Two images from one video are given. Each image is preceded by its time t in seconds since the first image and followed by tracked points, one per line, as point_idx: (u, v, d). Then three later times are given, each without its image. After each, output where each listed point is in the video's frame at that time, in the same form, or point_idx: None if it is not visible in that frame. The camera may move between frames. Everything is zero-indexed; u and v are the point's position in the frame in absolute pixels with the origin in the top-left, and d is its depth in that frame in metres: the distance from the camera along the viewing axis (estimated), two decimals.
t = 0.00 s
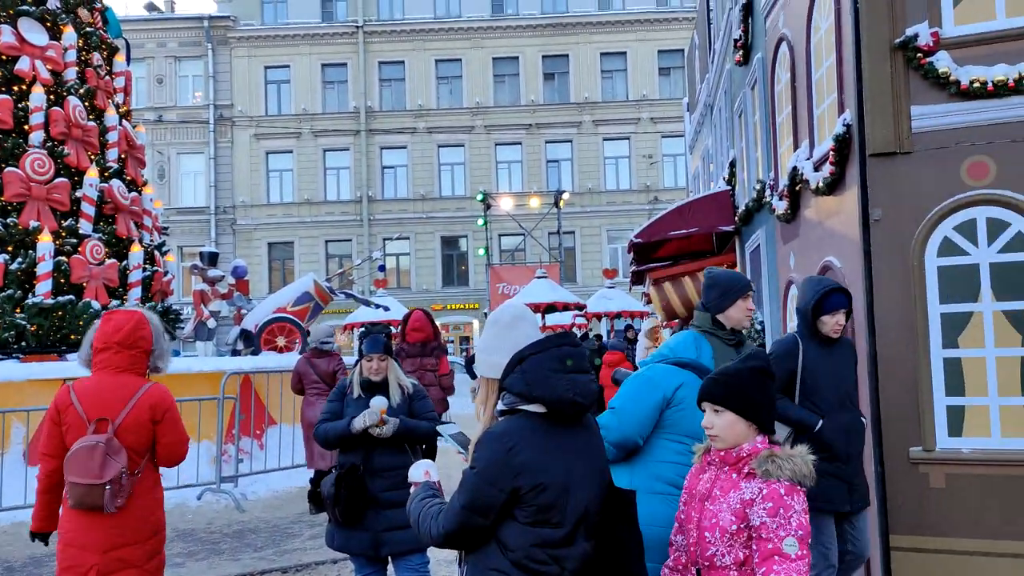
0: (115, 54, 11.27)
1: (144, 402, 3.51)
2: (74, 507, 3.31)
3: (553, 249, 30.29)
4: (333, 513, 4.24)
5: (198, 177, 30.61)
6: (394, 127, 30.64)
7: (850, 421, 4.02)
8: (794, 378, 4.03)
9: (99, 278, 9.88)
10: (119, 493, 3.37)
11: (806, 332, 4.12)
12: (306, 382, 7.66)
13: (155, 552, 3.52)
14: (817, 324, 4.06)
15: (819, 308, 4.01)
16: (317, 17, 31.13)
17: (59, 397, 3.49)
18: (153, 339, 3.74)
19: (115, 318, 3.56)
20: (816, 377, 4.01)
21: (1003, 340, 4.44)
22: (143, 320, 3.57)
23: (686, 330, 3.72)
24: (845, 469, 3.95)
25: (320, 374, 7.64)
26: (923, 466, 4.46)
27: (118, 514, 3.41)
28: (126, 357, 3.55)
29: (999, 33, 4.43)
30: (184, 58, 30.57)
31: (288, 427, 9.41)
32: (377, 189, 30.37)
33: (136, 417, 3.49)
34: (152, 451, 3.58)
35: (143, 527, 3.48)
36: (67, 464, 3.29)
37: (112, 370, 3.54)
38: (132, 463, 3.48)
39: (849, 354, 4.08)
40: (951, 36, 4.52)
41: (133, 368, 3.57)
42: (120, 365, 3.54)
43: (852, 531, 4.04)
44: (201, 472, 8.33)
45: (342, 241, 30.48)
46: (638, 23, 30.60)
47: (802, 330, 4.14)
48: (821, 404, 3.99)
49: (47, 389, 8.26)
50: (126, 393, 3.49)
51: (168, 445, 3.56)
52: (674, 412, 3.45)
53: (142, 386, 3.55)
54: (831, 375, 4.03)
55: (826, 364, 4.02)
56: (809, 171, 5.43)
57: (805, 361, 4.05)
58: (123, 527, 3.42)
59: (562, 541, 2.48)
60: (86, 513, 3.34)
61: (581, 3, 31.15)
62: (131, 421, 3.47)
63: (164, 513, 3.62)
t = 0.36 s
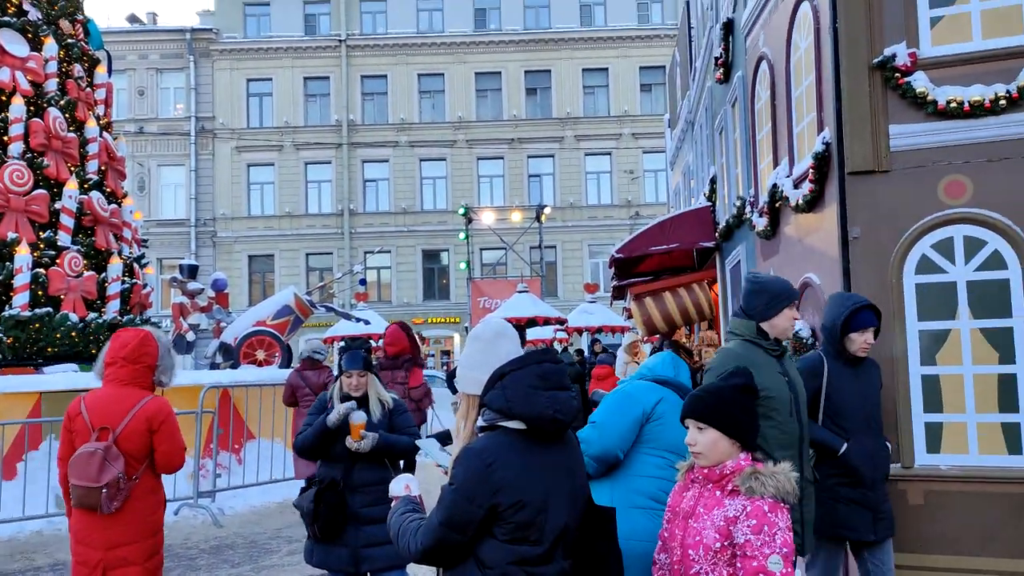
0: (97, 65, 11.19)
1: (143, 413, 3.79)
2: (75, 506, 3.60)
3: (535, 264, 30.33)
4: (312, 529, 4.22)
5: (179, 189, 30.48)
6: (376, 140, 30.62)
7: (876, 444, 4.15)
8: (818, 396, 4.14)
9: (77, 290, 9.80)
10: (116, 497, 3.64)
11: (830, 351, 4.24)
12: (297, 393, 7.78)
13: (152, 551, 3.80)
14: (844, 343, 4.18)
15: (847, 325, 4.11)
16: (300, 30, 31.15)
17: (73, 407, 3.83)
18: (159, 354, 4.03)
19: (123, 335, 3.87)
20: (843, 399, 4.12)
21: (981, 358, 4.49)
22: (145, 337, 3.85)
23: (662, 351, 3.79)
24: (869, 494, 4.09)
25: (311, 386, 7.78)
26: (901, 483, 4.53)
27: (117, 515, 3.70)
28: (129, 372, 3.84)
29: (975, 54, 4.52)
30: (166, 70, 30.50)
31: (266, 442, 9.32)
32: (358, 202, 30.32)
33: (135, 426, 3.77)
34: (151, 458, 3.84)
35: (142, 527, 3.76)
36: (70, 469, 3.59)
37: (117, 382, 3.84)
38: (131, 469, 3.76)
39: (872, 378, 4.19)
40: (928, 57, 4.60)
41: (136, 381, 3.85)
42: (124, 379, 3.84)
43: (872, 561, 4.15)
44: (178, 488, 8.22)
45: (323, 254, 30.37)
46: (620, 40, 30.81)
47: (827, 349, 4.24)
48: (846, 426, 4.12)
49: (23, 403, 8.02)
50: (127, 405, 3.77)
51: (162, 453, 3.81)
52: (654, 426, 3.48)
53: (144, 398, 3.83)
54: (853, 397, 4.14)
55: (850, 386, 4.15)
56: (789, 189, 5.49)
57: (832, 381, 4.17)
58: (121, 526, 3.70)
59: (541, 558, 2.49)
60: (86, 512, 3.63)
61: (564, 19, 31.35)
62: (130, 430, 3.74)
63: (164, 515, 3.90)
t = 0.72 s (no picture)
0: (87, 79, 11.18)
1: (149, 425, 4.05)
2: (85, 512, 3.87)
3: (524, 279, 30.37)
4: (300, 546, 4.20)
5: (167, 203, 30.43)
6: (366, 155, 30.66)
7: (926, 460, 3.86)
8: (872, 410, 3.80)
9: (65, 304, 9.77)
10: (124, 502, 3.90)
11: (880, 364, 3.92)
12: (297, 406, 7.69)
13: (159, 555, 4.04)
14: (896, 354, 3.86)
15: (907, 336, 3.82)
16: (290, 45, 31.22)
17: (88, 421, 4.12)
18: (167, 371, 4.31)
19: (131, 354, 4.15)
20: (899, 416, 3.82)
21: (967, 376, 4.53)
22: (151, 354, 4.12)
23: (650, 369, 3.83)
24: (922, 513, 3.82)
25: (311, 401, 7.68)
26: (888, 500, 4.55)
27: (126, 520, 3.96)
28: (136, 387, 4.11)
29: (961, 75, 4.58)
30: (156, 84, 30.50)
31: (254, 457, 9.25)
32: (348, 217, 30.31)
33: (142, 438, 4.03)
34: (159, 467, 4.10)
35: (150, 532, 4.01)
36: (84, 476, 3.85)
37: (126, 397, 4.11)
38: (140, 477, 4.02)
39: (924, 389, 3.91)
40: (915, 77, 4.66)
41: (145, 396, 4.12)
42: (133, 394, 4.11)
43: None
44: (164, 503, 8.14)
45: (312, 268, 30.32)
46: (609, 57, 30.98)
47: (877, 360, 3.93)
48: (898, 440, 3.81)
49: (9, 418, 7.87)
50: (134, 417, 4.05)
51: (166, 463, 4.05)
52: (642, 443, 3.49)
53: (149, 411, 4.09)
54: (906, 410, 3.83)
55: (906, 400, 3.83)
56: (777, 207, 5.53)
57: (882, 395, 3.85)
58: (130, 530, 3.96)
59: None
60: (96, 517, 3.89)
61: (554, 36, 31.53)
62: (137, 441, 4.01)
63: (172, 521, 4.15)
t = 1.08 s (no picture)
0: (86, 94, 11.21)
1: (180, 438, 4.34)
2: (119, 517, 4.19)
3: (520, 293, 30.39)
4: (297, 563, 4.20)
5: (164, 217, 30.44)
6: (363, 169, 30.70)
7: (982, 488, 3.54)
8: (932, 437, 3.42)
9: (61, 318, 9.74)
10: (153, 509, 4.20)
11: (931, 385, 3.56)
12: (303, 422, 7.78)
13: (189, 561, 4.33)
14: (950, 375, 3.50)
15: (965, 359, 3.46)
16: (288, 60, 31.33)
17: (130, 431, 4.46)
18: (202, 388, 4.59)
19: (169, 371, 4.46)
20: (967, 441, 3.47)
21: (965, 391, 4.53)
22: (186, 372, 4.41)
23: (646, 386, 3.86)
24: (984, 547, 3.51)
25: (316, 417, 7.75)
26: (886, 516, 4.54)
27: (158, 526, 4.27)
28: (171, 402, 4.41)
29: (956, 92, 4.62)
30: (154, 99, 30.59)
31: (251, 472, 9.20)
32: (344, 231, 30.31)
33: (174, 450, 4.32)
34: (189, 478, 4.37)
35: (179, 539, 4.29)
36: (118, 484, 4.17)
37: (164, 411, 4.41)
38: (170, 487, 4.30)
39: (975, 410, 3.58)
40: (910, 95, 4.70)
41: (180, 410, 4.42)
42: (168, 408, 4.40)
43: None
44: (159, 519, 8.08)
45: (309, 283, 30.30)
46: (605, 72, 31.13)
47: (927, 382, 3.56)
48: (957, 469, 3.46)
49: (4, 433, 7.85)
50: (167, 430, 4.34)
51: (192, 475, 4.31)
52: (639, 459, 3.49)
53: (180, 426, 4.37)
54: (968, 438, 3.49)
55: (968, 427, 3.50)
56: (774, 222, 5.55)
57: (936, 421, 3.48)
58: (161, 536, 4.26)
59: None
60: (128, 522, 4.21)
61: (551, 52, 31.69)
62: (167, 453, 4.30)
63: (203, 529, 4.42)
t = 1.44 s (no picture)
0: (90, 104, 11.25)
1: (229, 441, 4.67)
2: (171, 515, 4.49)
3: (523, 302, 30.38)
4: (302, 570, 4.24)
5: (167, 227, 30.51)
6: (365, 178, 30.76)
7: None
8: None
9: (65, 328, 9.73)
10: (204, 507, 4.51)
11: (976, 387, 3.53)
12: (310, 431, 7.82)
13: (234, 558, 4.63)
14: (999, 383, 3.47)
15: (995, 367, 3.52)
16: (291, 70, 31.44)
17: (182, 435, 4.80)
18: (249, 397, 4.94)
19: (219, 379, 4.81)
20: None
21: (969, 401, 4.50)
22: (235, 381, 4.74)
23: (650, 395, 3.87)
24: None
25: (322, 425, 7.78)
26: (893, 527, 4.51)
27: (207, 523, 4.58)
28: (222, 407, 4.76)
29: (959, 102, 4.62)
30: (157, 109, 30.73)
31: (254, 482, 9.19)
32: (347, 240, 30.34)
33: (223, 452, 4.65)
34: (236, 480, 4.69)
35: (226, 536, 4.61)
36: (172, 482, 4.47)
37: (214, 417, 4.76)
38: (219, 488, 4.62)
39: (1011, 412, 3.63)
40: (913, 104, 4.69)
41: (228, 416, 4.76)
42: (219, 413, 4.75)
43: None
44: (163, 528, 8.07)
45: (311, 292, 30.33)
46: (607, 82, 31.16)
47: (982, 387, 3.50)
48: None
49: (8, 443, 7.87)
50: (217, 434, 4.67)
51: (242, 475, 4.63)
52: (643, 469, 3.49)
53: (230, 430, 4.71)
54: None
55: None
56: (777, 232, 5.56)
57: None
58: (210, 533, 4.58)
59: None
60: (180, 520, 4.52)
61: (553, 62, 31.76)
62: (218, 454, 4.63)
63: (247, 527, 4.73)
